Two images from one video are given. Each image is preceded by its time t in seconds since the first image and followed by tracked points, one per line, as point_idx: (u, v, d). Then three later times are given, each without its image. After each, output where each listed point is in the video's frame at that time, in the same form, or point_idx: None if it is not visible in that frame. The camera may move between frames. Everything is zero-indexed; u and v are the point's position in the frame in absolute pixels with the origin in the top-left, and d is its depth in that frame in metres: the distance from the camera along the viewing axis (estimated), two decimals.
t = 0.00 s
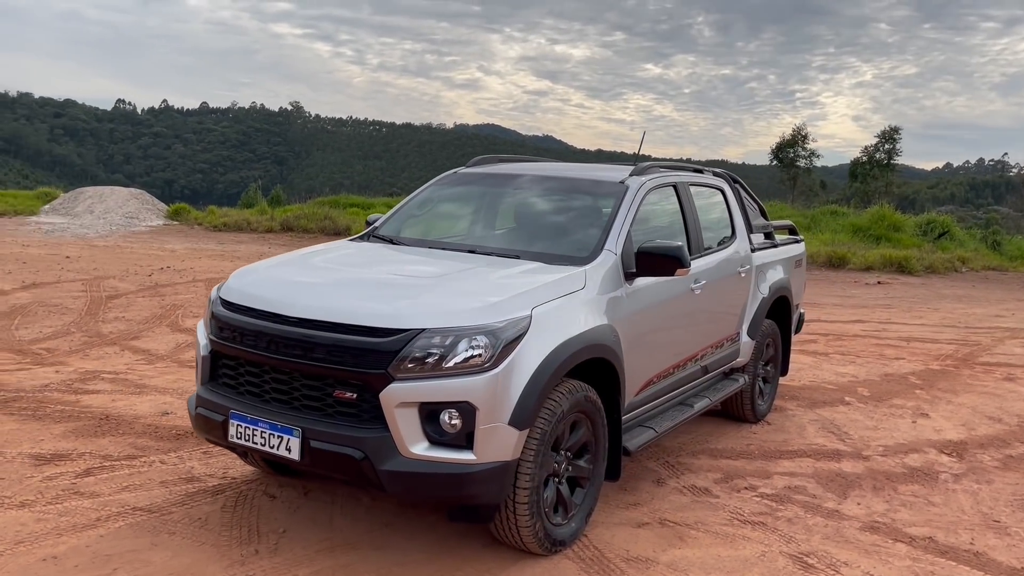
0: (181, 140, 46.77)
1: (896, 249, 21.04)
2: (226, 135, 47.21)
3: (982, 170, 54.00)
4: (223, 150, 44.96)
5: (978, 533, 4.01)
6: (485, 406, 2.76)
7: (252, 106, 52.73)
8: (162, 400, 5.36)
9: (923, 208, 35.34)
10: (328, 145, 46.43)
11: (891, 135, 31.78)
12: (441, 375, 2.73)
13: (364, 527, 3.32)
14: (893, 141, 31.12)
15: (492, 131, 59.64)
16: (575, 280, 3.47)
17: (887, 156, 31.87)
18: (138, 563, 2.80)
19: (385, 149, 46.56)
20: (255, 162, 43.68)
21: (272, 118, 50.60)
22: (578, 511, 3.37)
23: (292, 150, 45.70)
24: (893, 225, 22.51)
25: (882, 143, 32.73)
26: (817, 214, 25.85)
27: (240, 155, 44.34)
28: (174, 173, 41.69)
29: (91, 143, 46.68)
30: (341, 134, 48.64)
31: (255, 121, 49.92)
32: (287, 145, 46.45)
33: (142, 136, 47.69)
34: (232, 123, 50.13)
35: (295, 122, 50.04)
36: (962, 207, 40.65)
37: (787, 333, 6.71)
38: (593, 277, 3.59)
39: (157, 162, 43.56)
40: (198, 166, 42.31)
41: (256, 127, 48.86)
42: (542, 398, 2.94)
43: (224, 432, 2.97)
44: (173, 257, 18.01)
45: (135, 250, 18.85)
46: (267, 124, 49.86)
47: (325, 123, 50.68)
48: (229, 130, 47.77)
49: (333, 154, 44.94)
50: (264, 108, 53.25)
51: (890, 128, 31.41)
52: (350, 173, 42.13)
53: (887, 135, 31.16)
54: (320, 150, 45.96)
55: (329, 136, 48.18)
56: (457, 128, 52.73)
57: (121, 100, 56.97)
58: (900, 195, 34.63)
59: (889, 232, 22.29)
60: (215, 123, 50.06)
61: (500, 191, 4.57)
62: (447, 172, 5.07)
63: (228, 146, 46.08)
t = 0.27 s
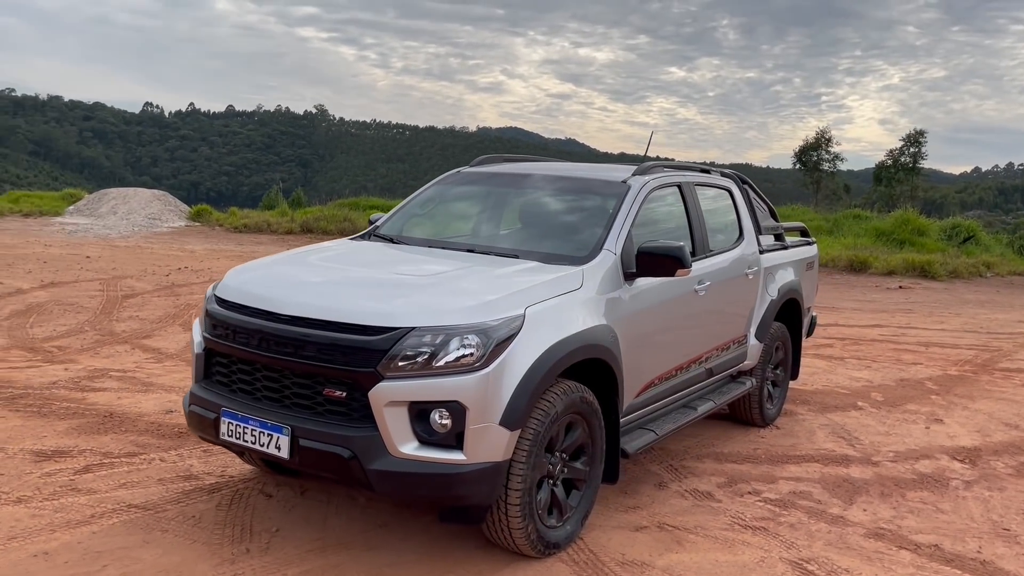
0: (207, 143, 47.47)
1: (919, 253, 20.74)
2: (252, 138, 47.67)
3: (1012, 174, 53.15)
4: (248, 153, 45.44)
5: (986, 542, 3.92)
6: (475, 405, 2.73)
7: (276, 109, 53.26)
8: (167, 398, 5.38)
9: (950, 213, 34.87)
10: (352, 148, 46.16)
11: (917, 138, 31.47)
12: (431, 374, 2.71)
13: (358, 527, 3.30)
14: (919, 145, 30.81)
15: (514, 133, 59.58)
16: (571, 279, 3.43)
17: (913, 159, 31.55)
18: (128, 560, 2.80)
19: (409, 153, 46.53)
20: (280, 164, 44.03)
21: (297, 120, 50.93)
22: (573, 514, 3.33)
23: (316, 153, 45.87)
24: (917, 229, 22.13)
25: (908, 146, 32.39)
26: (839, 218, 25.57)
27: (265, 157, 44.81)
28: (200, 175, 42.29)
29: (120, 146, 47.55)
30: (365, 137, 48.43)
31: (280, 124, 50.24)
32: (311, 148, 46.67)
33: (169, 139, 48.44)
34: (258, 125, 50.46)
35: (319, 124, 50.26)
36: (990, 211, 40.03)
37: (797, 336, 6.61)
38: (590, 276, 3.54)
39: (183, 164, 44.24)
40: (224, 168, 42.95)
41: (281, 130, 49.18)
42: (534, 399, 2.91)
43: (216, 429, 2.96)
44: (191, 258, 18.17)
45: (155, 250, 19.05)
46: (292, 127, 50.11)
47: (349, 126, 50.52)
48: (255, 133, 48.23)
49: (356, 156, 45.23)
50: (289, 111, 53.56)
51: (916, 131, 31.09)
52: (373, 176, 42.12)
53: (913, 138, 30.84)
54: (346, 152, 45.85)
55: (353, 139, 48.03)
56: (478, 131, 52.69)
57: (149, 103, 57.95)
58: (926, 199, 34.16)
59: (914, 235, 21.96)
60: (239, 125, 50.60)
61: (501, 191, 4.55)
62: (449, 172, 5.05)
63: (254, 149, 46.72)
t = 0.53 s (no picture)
0: (229, 146, 47.88)
1: (938, 256, 20.48)
2: (273, 140, 47.95)
3: None
4: (270, 155, 45.71)
5: (982, 548, 3.86)
6: (452, 404, 2.72)
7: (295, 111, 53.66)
8: (164, 397, 5.40)
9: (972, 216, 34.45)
10: (373, 150, 45.78)
11: (938, 140, 31.19)
12: (408, 372, 2.70)
13: (341, 526, 3.29)
14: (941, 147, 30.54)
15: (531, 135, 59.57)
16: (557, 278, 3.41)
17: (934, 161, 31.26)
18: (107, 557, 2.81)
19: (429, 155, 46.36)
20: (302, 167, 44.19)
21: (319, 123, 51.10)
22: (557, 515, 3.31)
23: (337, 155, 45.87)
24: (937, 232, 21.85)
25: (929, 148, 32.09)
26: (858, 220, 25.32)
27: (286, 159, 45.09)
28: (223, 177, 42.71)
29: (143, 147, 48.14)
30: (385, 138, 48.14)
31: (301, 126, 50.38)
32: (332, 150, 46.71)
33: (191, 141, 49.00)
34: (280, 128, 50.57)
35: (340, 126, 50.35)
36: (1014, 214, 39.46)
37: (800, 338, 6.54)
38: (576, 275, 3.52)
39: (205, 166, 44.68)
40: (246, 171, 43.30)
41: (303, 132, 49.32)
42: (514, 398, 2.89)
43: (196, 426, 2.97)
44: (205, 258, 18.28)
45: (170, 251, 19.19)
46: (314, 129, 50.19)
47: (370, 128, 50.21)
48: (276, 135, 48.51)
49: (376, 157, 45.46)
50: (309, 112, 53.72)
51: (938, 133, 30.81)
52: (392, 177, 42.01)
53: (935, 140, 30.56)
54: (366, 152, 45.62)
55: (374, 140, 47.75)
56: (497, 132, 52.58)
57: (172, 106, 58.68)
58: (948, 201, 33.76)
59: (933, 238, 21.69)
60: (260, 128, 50.88)
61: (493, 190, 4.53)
62: (444, 172, 5.04)
63: (276, 151, 46.95)
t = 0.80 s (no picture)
0: (250, 147, 48.05)
1: (956, 258, 20.21)
2: (292, 142, 47.86)
3: None
4: (289, 157, 45.62)
5: (976, 558, 3.80)
6: (429, 408, 2.71)
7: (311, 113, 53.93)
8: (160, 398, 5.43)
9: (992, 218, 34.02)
10: (390, 151, 45.61)
11: (958, 142, 30.87)
12: (384, 376, 2.69)
13: (324, 530, 3.29)
14: (961, 148, 30.21)
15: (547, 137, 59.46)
16: (541, 280, 3.39)
17: (954, 163, 30.94)
18: (87, 559, 2.82)
19: (448, 156, 45.80)
20: (320, 169, 43.93)
21: (337, 126, 50.91)
22: (542, 520, 3.29)
23: (356, 156, 45.60)
24: (956, 234, 21.56)
25: (949, 149, 31.74)
26: (875, 222, 25.08)
27: (306, 161, 45.09)
28: (241, 178, 42.96)
29: (163, 150, 48.61)
30: (404, 141, 47.92)
31: (320, 129, 50.23)
32: (351, 152, 46.44)
33: (212, 143, 49.14)
34: (300, 130, 50.32)
35: (359, 128, 50.02)
36: None
37: (802, 342, 6.48)
38: (561, 277, 3.50)
39: (224, 168, 45.03)
40: (266, 173, 43.39)
41: (323, 135, 49.19)
42: (493, 402, 2.87)
43: (176, 429, 2.97)
44: (218, 260, 18.41)
45: (183, 252, 19.32)
46: (333, 132, 49.84)
47: (389, 130, 49.73)
48: (294, 136, 48.49)
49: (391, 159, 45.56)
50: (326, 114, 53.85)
51: (958, 134, 30.48)
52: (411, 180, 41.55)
53: (955, 142, 30.25)
54: (386, 155, 45.25)
55: (392, 143, 47.55)
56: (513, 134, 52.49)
57: (192, 110, 59.30)
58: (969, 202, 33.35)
59: (952, 240, 21.41)
60: (279, 130, 50.84)
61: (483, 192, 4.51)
62: (438, 173, 5.03)
63: (296, 154, 46.73)
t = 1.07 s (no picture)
0: (269, 148, 47.92)
1: (974, 259, 19.92)
2: (311, 144, 47.21)
3: None
4: (308, 158, 45.32)
5: (975, 563, 3.73)
6: (410, 407, 2.69)
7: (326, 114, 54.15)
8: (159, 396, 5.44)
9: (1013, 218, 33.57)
10: (410, 152, 45.09)
11: (979, 141, 30.52)
12: (365, 375, 2.67)
13: (311, 530, 3.28)
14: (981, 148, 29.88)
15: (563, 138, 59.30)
16: (529, 279, 3.37)
17: (975, 163, 30.60)
18: (70, 558, 2.83)
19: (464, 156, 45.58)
20: (338, 170, 43.32)
21: (356, 126, 50.14)
22: (529, 521, 3.26)
23: (374, 158, 45.02)
24: (974, 235, 21.30)
25: (969, 149, 31.38)
26: (892, 223, 24.82)
27: (325, 163, 44.51)
28: (262, 179, 42.97)
29: (183, 152, 49.05)
30: (422, 142, 47.40)
31: (339, 129, 49.56)
32: (370, 154, 45.76)
33: (233, 145, 49.19)
34: (319, 130, 49.78)
35: (378, 130, 49.06)
36: None
37: (805, 343, 6.40)
38: (550, 275, 3.48)
39: (244, 169, 45.19)
40: (284, 174, 43.29)
41: (341, 137, 48.29)
42: (476, 402, 2.85)
43: (160, 427, 2.97)
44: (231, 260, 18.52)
45: (198, 252, 19.46)
46: (351, 133, 49.08)
47: (407, 131, 49.20)
48: (314, 138, 47.81)
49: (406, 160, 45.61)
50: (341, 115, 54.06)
51: (978, 134, 30.15)
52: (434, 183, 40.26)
53: (975, 141, 29.92)
54: (405, 155, 44.56)
55: (411, 143, 47.07)
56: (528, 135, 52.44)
57: (210, 111, 59.80)
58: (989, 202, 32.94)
59: (970, 241, 21.15)
60: (297, 129, 50.48)
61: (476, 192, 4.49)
62: (434, 171, 5.01)
63: (315, 155, 46.27)
